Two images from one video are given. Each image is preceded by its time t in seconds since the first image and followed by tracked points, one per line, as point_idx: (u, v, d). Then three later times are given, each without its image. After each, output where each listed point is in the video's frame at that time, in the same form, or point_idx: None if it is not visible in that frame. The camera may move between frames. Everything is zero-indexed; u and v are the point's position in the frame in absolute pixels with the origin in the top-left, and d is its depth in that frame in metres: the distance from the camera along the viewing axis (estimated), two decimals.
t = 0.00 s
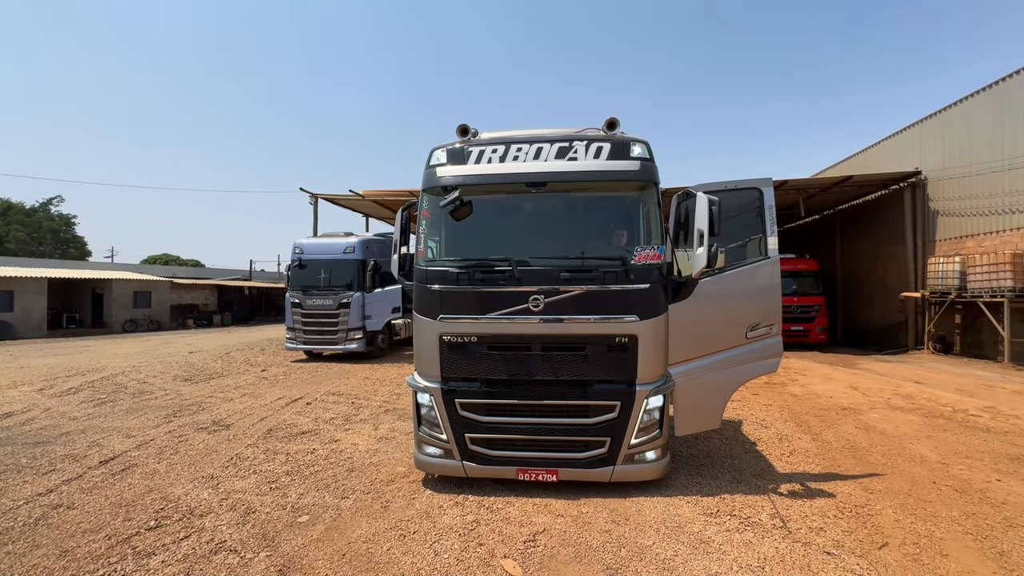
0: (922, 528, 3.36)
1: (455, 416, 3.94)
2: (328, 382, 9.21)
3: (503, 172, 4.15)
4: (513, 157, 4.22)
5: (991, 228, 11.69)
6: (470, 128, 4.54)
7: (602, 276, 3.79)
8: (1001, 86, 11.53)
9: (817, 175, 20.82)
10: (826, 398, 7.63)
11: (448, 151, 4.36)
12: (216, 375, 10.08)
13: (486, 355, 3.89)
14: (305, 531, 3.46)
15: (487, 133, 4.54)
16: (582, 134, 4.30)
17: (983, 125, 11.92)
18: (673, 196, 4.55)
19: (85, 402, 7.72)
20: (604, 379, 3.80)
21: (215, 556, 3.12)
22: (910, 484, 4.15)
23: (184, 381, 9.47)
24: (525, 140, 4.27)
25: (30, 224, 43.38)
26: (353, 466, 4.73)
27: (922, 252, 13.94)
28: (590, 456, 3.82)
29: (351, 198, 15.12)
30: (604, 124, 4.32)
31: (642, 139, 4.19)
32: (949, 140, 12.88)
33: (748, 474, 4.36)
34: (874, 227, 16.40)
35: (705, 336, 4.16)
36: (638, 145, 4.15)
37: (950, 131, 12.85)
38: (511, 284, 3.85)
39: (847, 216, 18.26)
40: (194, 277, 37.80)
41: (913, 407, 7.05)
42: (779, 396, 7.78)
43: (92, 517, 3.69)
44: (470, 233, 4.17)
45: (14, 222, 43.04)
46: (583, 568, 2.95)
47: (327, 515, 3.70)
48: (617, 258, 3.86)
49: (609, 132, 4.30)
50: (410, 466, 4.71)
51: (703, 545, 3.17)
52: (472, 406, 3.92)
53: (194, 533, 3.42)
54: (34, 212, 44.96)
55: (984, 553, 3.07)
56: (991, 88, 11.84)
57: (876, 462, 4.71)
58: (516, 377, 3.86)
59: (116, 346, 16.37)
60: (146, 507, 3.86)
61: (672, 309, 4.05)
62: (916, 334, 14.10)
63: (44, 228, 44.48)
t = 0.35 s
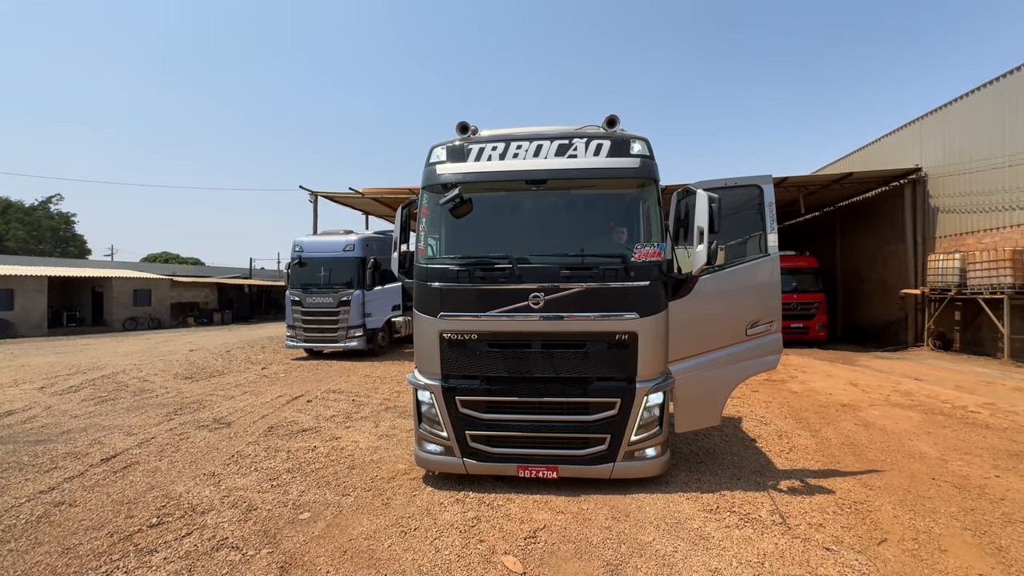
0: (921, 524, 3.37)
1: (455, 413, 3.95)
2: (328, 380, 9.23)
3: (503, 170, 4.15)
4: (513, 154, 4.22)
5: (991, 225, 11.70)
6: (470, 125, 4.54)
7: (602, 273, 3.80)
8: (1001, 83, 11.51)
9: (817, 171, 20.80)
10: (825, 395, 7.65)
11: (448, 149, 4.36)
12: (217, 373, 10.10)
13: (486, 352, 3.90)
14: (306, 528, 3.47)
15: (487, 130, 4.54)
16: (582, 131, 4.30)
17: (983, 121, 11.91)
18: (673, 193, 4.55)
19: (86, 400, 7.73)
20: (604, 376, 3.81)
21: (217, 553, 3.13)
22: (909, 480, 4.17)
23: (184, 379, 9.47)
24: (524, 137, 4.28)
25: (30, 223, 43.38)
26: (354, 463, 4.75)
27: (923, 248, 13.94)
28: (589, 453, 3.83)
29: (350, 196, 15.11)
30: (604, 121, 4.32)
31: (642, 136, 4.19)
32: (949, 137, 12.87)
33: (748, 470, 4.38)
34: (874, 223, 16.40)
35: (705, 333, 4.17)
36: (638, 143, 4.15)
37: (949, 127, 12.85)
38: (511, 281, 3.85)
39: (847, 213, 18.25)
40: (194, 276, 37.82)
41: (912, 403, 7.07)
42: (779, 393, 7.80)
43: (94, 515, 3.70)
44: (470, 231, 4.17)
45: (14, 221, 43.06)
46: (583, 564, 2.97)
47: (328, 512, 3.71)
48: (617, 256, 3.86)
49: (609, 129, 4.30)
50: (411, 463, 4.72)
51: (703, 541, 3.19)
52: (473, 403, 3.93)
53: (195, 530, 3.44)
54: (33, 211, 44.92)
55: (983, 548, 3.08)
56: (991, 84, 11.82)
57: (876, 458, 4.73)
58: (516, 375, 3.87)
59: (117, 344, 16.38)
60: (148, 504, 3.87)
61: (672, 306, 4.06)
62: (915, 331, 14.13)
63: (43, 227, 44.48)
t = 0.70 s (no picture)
0: (920, 521, 3.38)
1: (455, 411, 3.96)
2: (328, 378, 9.24)
3: (502, 168, 4.16)
4: (513, 152, 4.23)
5: (991, 222, 11.70)
6: (470, 123, 4.54)
7: (602, 271, 3.81)
8: (1001, 80, 11.50)
9: (817, 169, 20.78)
10: (825, 393, 7.67)
11: (448, 147, 4.36)
12: (217, 371, 10.11)
13: (486, 350, 3.91)
14: (308, 526, 3.48)
15: (486, 128, 4.54)
16: (582, 129, 4.30)
17: (983, 119, 11.91)
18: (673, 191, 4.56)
19: (87, 399, 7.74)
20: (604, 374, 3.81)
21: (219, 550, 3.14)
22: (908, 477, 4.18)
23: (185, 377, 9.49)
24: (524, 135, 4.28)
25: (30, 222, 43.35)
26: (355, 461, 4.76)
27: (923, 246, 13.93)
28: (590, 451, 3.84)
29: (350, 194, 15.11)
30: (604, 119, 4.32)
31: (642, 134, 4.19)
32: (950, 134, 12.86)
33: (748, 468, 4.39)
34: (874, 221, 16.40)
35: (704, 331, 4.18)
36: (638, 140, 4.15)
37: (950, 125, 12.84)
38: (511, 280, 3.86)
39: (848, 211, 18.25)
40: (194, 274, 37.82)
41: (912, 401, 7.08)
42: (778, 391, 7.81)
43: (96, 512, 3.71)
44: (470, 229, 4.18)
45: (14, 220, 43.09)
46: (583, 561, 2.98)
47: (329, 509, 3.72)
48: (617, 254, 3.87)
49: (609, 127, 4.30)
50: (411, 461, 4.73)
51: (703, 538, 3.20)
52: (473, 402, 3.94)
53: (197, 527, 3.45)
54: (33, 210, 44.90)
55: (981, 545, 3.09)
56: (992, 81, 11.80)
57: (875, 456, 4.74)
58: (516, 373, 3.88)
59: (117, 342, 16.41)
60: (150, 502, 3.88)
61: (672, 304, 4.06)
62: (915, 329, 14.14)
63: (43, 226, 44.47)
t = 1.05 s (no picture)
0: (917, 518, 3.40)
1: (456, 409, 3.97)
2: (328, 376, 9.25)
3: (502, 166, 4.16)
4: (513, 150, 4.23)
5: (990, 220, 11.71)
6: (469, 121, 4.55)
7: (601, 269, 3.82)
8: (1001, 78, 11.49)
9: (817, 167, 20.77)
10: (824, 391, 7.69)
11: (448, 145, 4.36)
12: (217, 369, 10.12)
13: (486, 348, 3.92)
14: (308, 523, 3.50)
15: (486, 127, 4.55)
16: (581, 127, 4.30)
17: (983, 116, 11.90)
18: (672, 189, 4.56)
19: (88, 397, 7.75)
20: (604, 372, 3.83)
21: (220, 547, 3.16)
22: (906, 475, 4.20)
23: (185, 375, 9.50)
24: (524, 133, 4.28)
25: (28, 220, 43.26)
26: (355, 459, 4.77)
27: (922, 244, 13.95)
28: (589, 448, 3.86)
29: (350, 192, 15.09)
30: (604, 117, 4.33)
31: (642, 132, 4.20)
32: (949, 132, 12.86)
33: (746, 465, 4.41)
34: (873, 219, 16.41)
35: (704, 329, 4.18)
36: (638, 139, 4.16)
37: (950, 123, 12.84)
38: (511, 278, 3.87)
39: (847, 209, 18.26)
40: (193, 272, 37.78)
41: (910, 399, 7.10)
42: (777, 389, 7.83)
43: (97, 510, 3.73)
44: (470, 227, 4.19)
45: (13, 218, 43.06)
46: (583, 558, 2.99)
47: (329, 507, 3.74)
48: (617, 252, 3.88)
49: (609, 125, 4.31)
50: (411, 459, 4.74)
51: (701, 534, 3.22)
52: (473, 399, 3.95)
53: (198, 524, 3.47)
54: (32, 208, 44.85)
55: (978, 542, 3.11)
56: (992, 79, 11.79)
57: (873, 453, 4.76)
58: (516, 371, 3.89)
59: (117, 340, 16.43)
60: (151, 500, 3.90)
61: (672, 302, 4.07)
62: (914, 326, 14.17)
63: (42, 223, 44.40)
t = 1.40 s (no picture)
0: (914, 515, 3.41)
1: (455, 406, 3.98)
2: (327, 374, 9.24)
3: (501, 163, 4.16)
4: (512, 147, 4.23)
5: (989, 219, 11.73)
6: (468, 118, 4.54)
7: (601, 266, 3.82)
8: (1001, 76, 11.48)
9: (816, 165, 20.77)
10: (822, 388, 7.70)
11: (447, 142, 4.36)
12: (216, 367, 10.10)
13: (485, 345, 3.92)
14: (307, 519, 3.50)
15: (485, 124, 4.54)
16: (581, 124, 4.29)
17: (983, 115, 11.89)
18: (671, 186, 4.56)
19: (86, 394, 7.74)
20: (603, 369, 3.83)
21: (219, 544, 3.16)
22: (904, 472, 4.21)
23: (184, 372, 9.49)
24: (523, 130, 4.28)
25: (25, 217, 43.12)
26: (354, 456, 4.78)
27: (921, 243, 13.97)
28: (588, 446, 3.86)
29: (349, 189, 15.08)
30: (603, 114, 4.33)
31: (642, 129, 4.19)
32: (949, 130, 12.85)
33: (745, 462, 4.42)
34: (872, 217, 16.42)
35: (703, 327, 4.19)
36: (638, 136, 4.15)
37: (949, 121, 12.83)
38: (510, 275, 3.87)
39: (846, 207, 18.27)
40: (192, 269, 37.73)
41: (908, 396, 7.12)
42: (776, 386, 7.84)
43: (96, 506, 3.73)
44: (469, 224, 4.18)
45: (10, 215, 42.94)
46: (582, 555, 3.00)
47: (328, 504, 3.74)
48: (616, 249, 3.88)
49: (608, 122, 4.30)
50: (410, 456, 4.75)
51: (700, 531, 3.23)
52: (472, 396, 3.96)
53: (197, 521, 3.47)
54: (30, 205, 44.72)
55: (975, 539, 3.12)
56: (992, 77, 11.78)
57: (871, 450, 4.77)
58: (515, 368, 3.89)
59: (116, 337, 16.41)
60: (150, 497, 3.90)
61: (671, 300, 4.07)
62: (912, 324, 14.20)
63: (40, 220, 44.28)
